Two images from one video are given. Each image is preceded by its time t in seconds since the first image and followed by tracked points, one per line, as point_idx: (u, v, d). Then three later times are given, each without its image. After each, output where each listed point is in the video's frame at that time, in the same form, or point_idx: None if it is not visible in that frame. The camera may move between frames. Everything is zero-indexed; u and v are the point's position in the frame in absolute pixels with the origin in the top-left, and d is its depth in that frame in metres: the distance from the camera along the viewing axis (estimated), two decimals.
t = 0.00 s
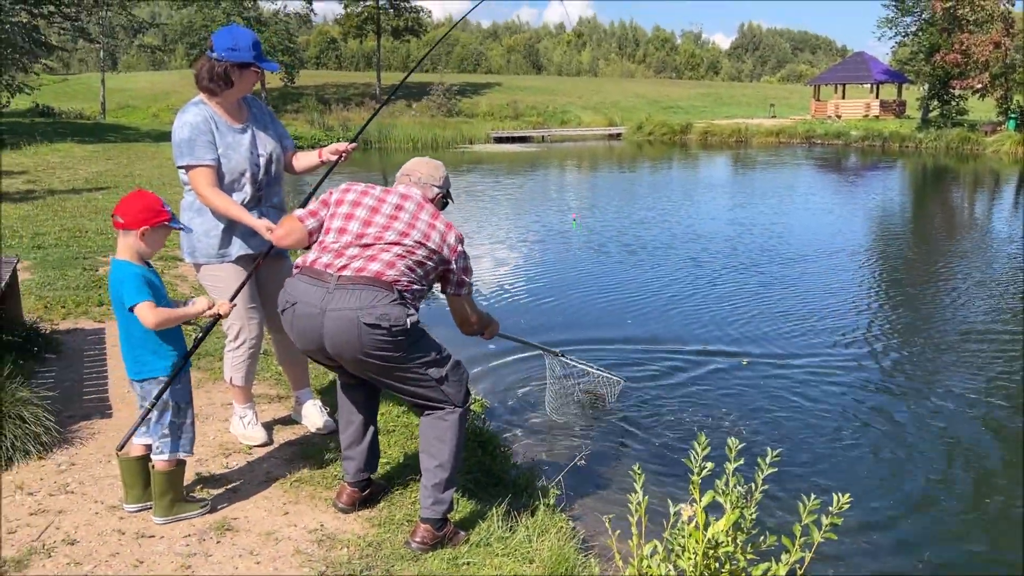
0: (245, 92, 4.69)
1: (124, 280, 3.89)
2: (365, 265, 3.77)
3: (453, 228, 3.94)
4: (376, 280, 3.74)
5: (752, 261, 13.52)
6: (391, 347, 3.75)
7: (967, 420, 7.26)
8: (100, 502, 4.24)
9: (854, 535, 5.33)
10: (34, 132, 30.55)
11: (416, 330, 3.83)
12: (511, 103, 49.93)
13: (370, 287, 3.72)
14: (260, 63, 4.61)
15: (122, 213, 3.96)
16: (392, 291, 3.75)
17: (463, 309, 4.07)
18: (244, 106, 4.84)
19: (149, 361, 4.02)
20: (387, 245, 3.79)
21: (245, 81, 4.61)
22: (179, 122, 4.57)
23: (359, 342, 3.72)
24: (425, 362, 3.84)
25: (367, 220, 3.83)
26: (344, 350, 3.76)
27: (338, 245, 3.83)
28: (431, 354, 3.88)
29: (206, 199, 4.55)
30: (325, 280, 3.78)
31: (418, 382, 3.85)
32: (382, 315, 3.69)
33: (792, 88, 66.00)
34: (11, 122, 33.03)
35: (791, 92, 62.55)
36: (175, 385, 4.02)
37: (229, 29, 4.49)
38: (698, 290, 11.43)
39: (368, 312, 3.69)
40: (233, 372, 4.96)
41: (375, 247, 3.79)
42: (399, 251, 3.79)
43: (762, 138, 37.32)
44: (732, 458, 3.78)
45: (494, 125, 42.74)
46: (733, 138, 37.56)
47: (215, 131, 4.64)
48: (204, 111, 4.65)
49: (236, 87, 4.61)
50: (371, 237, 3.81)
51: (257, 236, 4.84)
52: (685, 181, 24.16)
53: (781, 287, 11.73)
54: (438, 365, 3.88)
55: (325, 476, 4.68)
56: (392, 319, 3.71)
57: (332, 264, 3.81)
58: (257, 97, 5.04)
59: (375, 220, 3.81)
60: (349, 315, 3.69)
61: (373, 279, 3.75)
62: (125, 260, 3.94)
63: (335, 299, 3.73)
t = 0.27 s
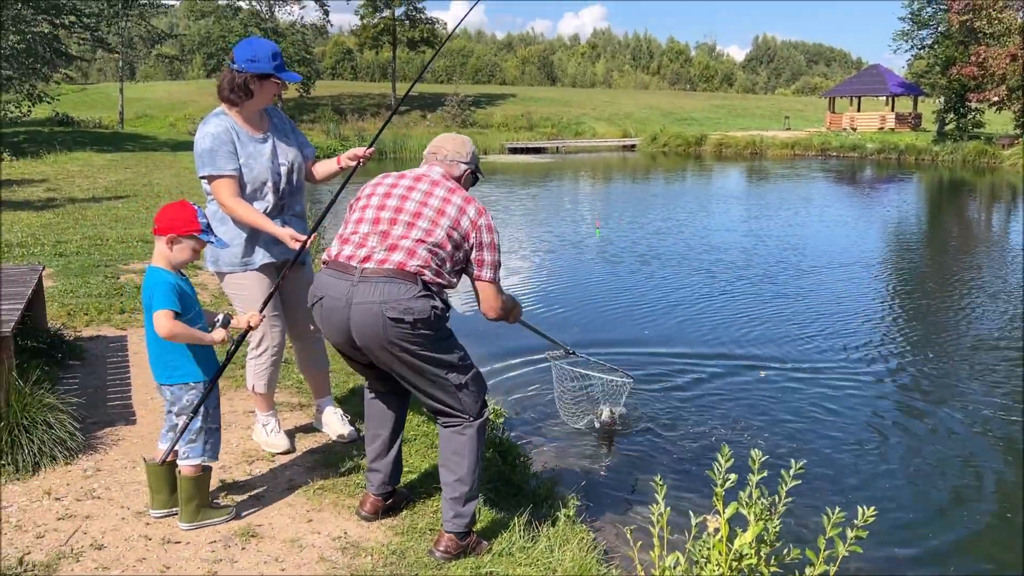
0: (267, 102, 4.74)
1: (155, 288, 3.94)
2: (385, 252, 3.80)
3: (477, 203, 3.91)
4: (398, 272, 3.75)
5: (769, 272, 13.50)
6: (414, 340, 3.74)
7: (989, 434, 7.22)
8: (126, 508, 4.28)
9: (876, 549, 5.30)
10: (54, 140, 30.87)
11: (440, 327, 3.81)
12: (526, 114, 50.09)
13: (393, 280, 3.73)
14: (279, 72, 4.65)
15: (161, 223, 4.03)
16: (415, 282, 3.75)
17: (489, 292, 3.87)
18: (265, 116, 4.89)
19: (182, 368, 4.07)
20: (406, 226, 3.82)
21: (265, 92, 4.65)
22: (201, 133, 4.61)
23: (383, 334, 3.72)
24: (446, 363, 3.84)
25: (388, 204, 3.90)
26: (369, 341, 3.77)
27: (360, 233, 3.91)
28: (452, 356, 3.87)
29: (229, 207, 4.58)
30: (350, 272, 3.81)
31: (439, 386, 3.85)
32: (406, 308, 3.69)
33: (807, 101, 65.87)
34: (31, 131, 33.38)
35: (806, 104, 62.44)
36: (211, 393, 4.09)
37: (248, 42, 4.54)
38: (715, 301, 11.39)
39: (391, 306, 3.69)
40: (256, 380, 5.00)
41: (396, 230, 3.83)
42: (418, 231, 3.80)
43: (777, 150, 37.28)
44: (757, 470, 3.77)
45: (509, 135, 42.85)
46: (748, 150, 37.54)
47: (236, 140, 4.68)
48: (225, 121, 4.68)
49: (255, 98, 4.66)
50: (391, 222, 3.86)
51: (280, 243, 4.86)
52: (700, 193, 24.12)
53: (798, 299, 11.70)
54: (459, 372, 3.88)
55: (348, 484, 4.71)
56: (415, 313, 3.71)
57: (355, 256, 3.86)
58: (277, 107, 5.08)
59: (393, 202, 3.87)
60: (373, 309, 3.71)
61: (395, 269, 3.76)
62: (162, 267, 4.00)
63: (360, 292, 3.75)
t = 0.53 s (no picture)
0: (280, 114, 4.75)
1: (168, 295, 3.98)
2: (387, 245, 3.80)
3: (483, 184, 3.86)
4: (399, 265, 3.74)
5: (780, 283, 13.47)
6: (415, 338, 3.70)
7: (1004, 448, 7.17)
8: (142, 516, 4.30)
9: (890, 563, 5.28)
10: (68, 149, 31.10)
11: (444, 327, 3.75)
12: (536, 125, 50.21)
13: (395, 275, 3.72)
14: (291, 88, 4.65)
15: (167, 230, 4.05)
16: (418, 275, 3.73)
17: (483, 254, 3.71)
18: (278, 127, 4.91)
19: (193, 376, 4.09)
20: (406, 213, 3.82)
21: (277, 105, 4.66)
22: (215, 145, 4.63)
23: (386, 333, 3.72)
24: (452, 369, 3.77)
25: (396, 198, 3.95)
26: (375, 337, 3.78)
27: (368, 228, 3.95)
28: (458, 361, 3.80)
29: (241, 217, 4.60)
30: (358, 269, 3.86)
31: (444, 393, 3.79)
32: (406, 302, 3.67)
33: (817, 113, 65.77)
34: (45, 139, 33.64)
35: (816, 116, 62.37)
36: (223, 402, 4.10)
37: (260, 55, 4.56)
38: (726, 313, 11.35)
39: (392, 301, 3.68)
40: (269, 389, 5.02)
41: (398, 219, 3.84)
42: (419, 217, 3.79)
43: (787, 162, 37.24)
44: (771, 483, 3.76)
45: (519, 146, 42.93)
46: (758, 162, 37.51)
47: (249, 151, 4.70)
48: (238, 133, 4.70)
49: (267, 110, 4.67)
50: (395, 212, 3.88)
51: (292, 253, 4.87)
52: (710, 204, 24.09)
53: (809, 310, 11.66)
54: (465, 381, 3.81)
55: (362, 493, 4.72)
56: (415, 309, 3.68)
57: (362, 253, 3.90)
58: (291, 117, 5.10)
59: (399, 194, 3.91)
60: (376, 305, 3.71)
61: (398, 262, 3.74)
62: (174, 277, 4.02)
63: (365, 288, 3.78)
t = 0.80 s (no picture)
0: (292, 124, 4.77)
1: (189, 304, 4.00)
2: (405, 244, 3.78)
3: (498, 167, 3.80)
4: (419, 267, 3.71)
5: (790, 294, 13.46)
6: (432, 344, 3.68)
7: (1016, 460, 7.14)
8: (155, 522, 4.32)
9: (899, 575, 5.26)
10: (80, 157, 31.33)
11: (463, 335, 3.71)
12: (544, 134, 50.29)
13: (416, 277, 3.69)
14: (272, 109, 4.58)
15: (188, 238, 4.07)
16: (439, 278, 3.69)
17: (488, 213, 3.61)
18: (292, 137, 4.92)
19: (206, 383, 4.12)
20: (423, 209, 3.80)
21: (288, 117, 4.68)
22: (229, 154, 4.67)
23: (404, 336, 3.70)
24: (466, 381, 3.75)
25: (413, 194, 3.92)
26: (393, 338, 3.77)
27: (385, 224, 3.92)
28: (471, 373, 3.76)
29: (252, 225, 4.62)
30: (376, 270, 3.81)
31: (454, 404, 3.76)
32: (426, 308, 3.64)
33: (826, 123, 65.70)
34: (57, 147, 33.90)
35: (825, 127, 62.35)
36: (235, 409, 4.12)
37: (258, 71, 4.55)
38: (736, 323, 11.34)
39: (411, 305, 3.66)
40: (279, 396, 5.04)
41: (415, 215, 3.81)
42: (436, 213, 3.77)
43: (796, 172, 37.22)
44: (783, 496, 3.74)
45: (527, 156, 43.02)
46: (767, 172, 37.49)
47: (262, 161, 4.72)
48: (251, 143, 4.73)
49: (272, 124, 4.67)
50: (411, 208, 3.85)
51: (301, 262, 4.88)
52: (719, 214, 24.09)
53: (819, 320, 11.65)
54: (477, 396, 3.78)
55: (373, 502, 4.73)
56: (435, 313, 3.64)
57: (378, 251, 3.85)
58: (305, 128, 5.10)
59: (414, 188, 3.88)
60: (396, 308, 3.69)
61: (417, 264, 3.71)
62: (191, 284, 4.06)
63: (385, 289, 3.74)
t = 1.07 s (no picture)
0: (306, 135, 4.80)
1: (200, 311, 4.03)
2: (436, 252, 3.69)
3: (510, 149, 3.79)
4: (455, 276, 3.64)
5: (801, 302, 13.43)
6: (467, 357, 3.65)
7: None
8: (169, 525, 4.36)
9: None
10: (92, 163, 31.54)
11: (496, 348, 3.70)
12: (554, 142, 50.35)
13: (453, 287, 3.63)
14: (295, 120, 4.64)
15: (200, 246, 4.11)
16: (475, 286, 3.64)
17: (518, 197, 3.60)
18: (308, 146, 4.95)
19: (219, 389, 4.15)
20: (448, 214, 3.72)
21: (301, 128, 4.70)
22: (243, 163, 4.73)
23: (439, 347, 3.64)
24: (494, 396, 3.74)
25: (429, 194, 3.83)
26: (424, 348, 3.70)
27: (405, 232, 3.81)
28: (497, 388, 3.76)
29: (267, 233, 4.67)
30: (407, 279, 3.72)
31: (481, 419, 3.73)
32: (465, 319, 3.60)
33: (837, 133, 65.50)
34: (70, 153, 34.15)
35: (836, 136, 62.17)
36: (250, 414, 4.15)
37: (272, 84, 4.61)
38: (747, 331, 11.31)
39: (450, 315, 3.60)
40: (292, 401, 5.07)
41: (440, 220, 3.73)
42: (464, 215, 3.70)
43: (806, 181, 37.14)
44: (795, 504, 3.74)
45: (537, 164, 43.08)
46: (777, 181, 37.42)
47: (276, 170, 4.76)
48: (266, 152, 4.78)
49: (287, 134, 4.71)
50: (433, 212, 3.76)
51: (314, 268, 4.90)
52: (728, 223, 24.03)
53: (830, 329, 11.62)
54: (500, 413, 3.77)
55: (385, 507, 4.75)
56: (474, 324, 3.61)
57: (407, 263, 3.74)
58: (322, 136, 5.13)
59: (430, 189, 3.79)
60: (433, 320, 3.62)
61: (451, 273, 3.65)
62: (202, 292, 4.09)
63: (419, 299, 3.66)
